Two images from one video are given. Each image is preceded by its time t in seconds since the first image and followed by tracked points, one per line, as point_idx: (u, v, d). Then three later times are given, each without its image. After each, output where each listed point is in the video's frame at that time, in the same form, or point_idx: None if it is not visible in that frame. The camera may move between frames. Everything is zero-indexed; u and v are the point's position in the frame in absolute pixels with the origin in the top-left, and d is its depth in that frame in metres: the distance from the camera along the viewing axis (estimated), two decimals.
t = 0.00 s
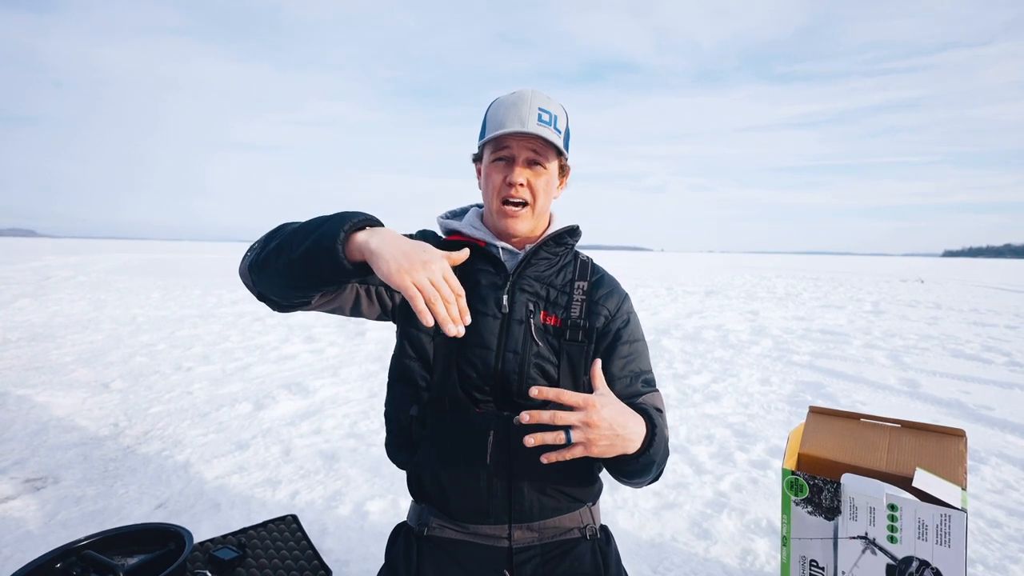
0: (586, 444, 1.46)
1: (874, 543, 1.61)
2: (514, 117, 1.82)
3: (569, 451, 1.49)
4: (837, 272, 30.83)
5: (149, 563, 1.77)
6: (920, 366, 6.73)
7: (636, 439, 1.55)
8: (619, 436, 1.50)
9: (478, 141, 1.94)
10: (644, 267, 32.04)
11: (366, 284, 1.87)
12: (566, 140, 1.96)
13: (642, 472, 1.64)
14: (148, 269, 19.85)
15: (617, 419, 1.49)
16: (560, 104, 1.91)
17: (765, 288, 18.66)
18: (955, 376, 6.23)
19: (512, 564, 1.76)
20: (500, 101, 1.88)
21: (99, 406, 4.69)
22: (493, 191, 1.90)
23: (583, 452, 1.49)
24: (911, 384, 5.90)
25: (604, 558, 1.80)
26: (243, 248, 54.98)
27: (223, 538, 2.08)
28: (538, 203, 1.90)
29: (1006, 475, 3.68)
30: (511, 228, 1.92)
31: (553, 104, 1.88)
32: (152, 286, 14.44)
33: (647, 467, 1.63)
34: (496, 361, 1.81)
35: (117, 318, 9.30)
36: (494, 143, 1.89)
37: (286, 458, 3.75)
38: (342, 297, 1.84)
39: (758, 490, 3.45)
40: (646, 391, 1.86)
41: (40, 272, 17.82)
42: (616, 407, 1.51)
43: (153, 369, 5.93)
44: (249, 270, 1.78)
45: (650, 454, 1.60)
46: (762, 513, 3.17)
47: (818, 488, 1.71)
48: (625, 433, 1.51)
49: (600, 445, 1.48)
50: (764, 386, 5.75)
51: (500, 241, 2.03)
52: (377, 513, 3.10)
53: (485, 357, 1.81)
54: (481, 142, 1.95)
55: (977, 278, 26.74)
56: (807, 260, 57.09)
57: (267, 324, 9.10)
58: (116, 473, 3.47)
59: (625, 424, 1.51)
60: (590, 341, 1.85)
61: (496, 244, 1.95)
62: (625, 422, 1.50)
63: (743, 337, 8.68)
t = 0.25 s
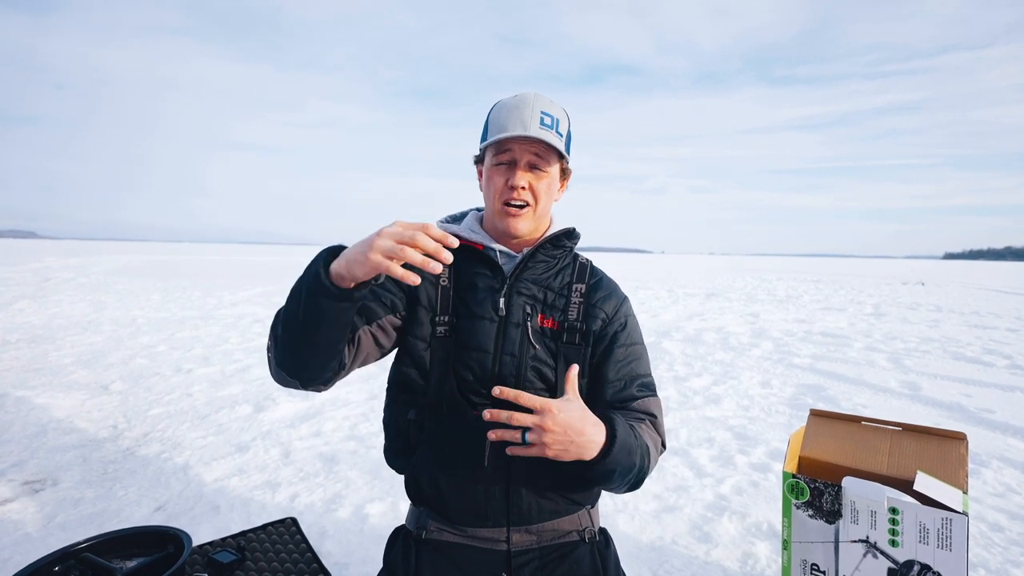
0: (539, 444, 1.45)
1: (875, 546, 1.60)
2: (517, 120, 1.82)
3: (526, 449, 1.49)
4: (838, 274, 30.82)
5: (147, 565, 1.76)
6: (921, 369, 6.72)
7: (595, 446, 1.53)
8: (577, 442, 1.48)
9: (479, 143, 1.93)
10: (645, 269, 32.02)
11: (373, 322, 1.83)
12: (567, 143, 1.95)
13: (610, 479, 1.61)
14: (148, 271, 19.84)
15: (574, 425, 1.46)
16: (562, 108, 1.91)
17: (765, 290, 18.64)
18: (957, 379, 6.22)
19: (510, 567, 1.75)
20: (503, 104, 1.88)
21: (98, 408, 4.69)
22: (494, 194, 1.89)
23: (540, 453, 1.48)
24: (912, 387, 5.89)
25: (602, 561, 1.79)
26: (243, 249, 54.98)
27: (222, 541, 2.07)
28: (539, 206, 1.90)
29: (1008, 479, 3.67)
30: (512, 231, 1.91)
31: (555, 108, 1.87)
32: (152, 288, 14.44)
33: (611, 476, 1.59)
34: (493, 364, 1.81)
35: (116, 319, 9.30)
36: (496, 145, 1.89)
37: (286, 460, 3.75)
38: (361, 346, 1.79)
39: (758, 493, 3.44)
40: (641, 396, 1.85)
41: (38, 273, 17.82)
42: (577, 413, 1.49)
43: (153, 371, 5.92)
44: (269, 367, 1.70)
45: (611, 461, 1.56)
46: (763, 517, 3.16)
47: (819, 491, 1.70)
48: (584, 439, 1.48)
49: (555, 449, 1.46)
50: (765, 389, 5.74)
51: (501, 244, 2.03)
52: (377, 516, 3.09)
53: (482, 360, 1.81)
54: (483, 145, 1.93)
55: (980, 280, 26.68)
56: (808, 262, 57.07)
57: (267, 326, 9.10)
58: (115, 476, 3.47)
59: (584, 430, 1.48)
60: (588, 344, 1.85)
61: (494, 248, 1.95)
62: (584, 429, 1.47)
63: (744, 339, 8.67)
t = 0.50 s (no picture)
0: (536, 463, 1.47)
1: (874, 546, 1.61)
2: (509, 121, 1.82)
3: (524, 466, 1.51)
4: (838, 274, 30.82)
5: (147, 564, 1.76)
6: (921, 369, 6.71)
7: (594, 459, 1.53)
8: (574, 457, 1.49)
9: (472, 143, 1.93)
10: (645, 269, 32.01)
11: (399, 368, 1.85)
12: (560, 142, 1.96)
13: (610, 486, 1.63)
14: (148, 271, 19.85)
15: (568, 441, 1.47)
16: (554, 107, 1.91)
17: (765, 291, 18.63)
18: (956, 380, 6.22)
19: (511, 567, 1.76)
20: (495, 104, 1.87)
21: (98, 408, 4.69)
22: (487, 195, 1.90)
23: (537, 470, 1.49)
24: (912, 387, 5.89)
25: (603, 559, 1.79)
26: (243, 249, 54.95)
27: (223, 541, 2.08)
28: (532, 206, 1.90)
29: (1007, 479, 3.67)
30: (506, 232, 1.92)
31: (547, 107, 1.87)
32: (151, 288, 14.44)
33: (610, 485, 1.61)
34: (492, 367, 1.81)
35: (116, 319, 9.30)
36: (488, 146, 1.89)
37: (286, 460, 3.75)
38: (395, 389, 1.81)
39: (758, 493, 3.44)
40: (643, 393, 1.84)
41: (37, 273, 17.82)
42: (573, 427, 1.49)
43: (152, 371, 5.93)
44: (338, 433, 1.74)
45: (609, 473, 1.58)
46: (762, 516, 3.16)
47: (818, 491, 1.71)
48: (581, 453, 1.49)
49: (553, 465, 1.47)
50: (765, 389, 5.75)
51: (495, 244, 2.03)
52: (377, 515, 3.09)
53: (481, 363, 1.81)
54: (475, 145, 1.94)
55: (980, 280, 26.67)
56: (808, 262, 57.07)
57: (266, 326, 9.11)
58: (116, 475, 3.47)
59: (580, 445, 1.49)
60: (586, 344, 1.85)
61: (489, 251, 1.95)
62: (580, 444, 1.48)
63: (744, 339, 8.67)
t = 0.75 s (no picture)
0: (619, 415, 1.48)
1: (874, 546, 1.61)
2: (499, 125, 1.81)
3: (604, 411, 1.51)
4: (838, 274, 30.81)
5: (148, 564, 1.77)
6: (921, 369, 6.71)
7: (666, 437, 1.57)
8: (653, 428, 1.52)
9: (463, 149, 1.93)
10: (644, 269, 31.99)
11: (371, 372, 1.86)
12: (552, 143, 1.94)
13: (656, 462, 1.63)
14: (147, 270, 19.85)
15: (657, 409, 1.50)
16: (545, 107, 1.90)
17: (765, 291, 18.61)
18: (956, 380, 6.22)
19: (511, 566, 1.76)
20: (485, 107, 1.87)
21: (98, 407, 4.69)
22: (480, 201, 1.90)
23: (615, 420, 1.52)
24: (912, 387, 5.89)
25: (603, 558, 1.80)
26: (243, 249, 54.93)
27: (223, 539, 2.08)
28: (526, 209, 1.90)
29: (1007, 478, 3.67)
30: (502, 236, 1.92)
31: (538, 108, 1.86)
32: (150, 287, 14.42)
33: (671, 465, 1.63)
34: (490, 368, 1.81)
35: (115, 319, 9.30)
36: (479, 151, 1.89)
37: (286, 459, 3.75)
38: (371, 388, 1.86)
39: (758, 493, 3.44)
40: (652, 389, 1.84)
41: (35, 273, 17.79)
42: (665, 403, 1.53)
43: (152, 370, 5.93)
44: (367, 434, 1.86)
45: (676, 454, 1.61)
46: (762, 516, 3.16)
47: (818, 491, 1.71)
48: (662, 427, 1.54)
49: (634, 423, 1.50)
50: (765, 389, 5.75)
51: (491, 247, 2.03)
52: (377, 515, 3.10)
53: (479, 364, 1.81)
54: (466, 151, 1.94)
55: (981, 280, 26.65)
56: (808, 262, 57.08)
57: (266, 326, 9.10)
58: (116, 474, 3.47)
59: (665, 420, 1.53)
60: (586, 343, 1.85)
61: (486, 253, 1.95)
62: (665, 421, 1.52)
63: (744, 339, 8.68)
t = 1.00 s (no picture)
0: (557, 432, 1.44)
1: (873, 545, 1.61)
2: (491, 120, 1.81)
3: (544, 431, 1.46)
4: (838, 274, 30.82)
5: (146, 564, 1.77)
6: (920, 369, 6.72)
7: (612, 446, 1.52)
8: (594, 439, 1.46)
9: (458, 145, 1.93)
10: (644, 268, 31.98)
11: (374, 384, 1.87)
12: (547, 139, 1.94)
13: (623, 476, 1.63)
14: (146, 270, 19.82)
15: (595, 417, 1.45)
16: (539, 103, 1.90)
17: (765, 290, 18.62)
18: (956, 379, 6.22)
19: (510, 566, 1.77)
20: (478, 104, 1.88)
21: (96, 407, 4.69)
22: (474, 197, 1.90)
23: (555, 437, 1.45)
24: (911, 387, 5.90)
25: (602, 557, 1.80)
26: (242, 249, 54.89)
27: (222, 539, 2.08)
28: (521, 206, 1.89)
29: (1005, 478, 3.67)
30: (496, 232, 1.91)
31: (531, 103, 1.86)
32: (149, 286, 14.40)
33: (628, 472, 1.62)
34: (489, 368, 1.81)
35: (114, 318, 9.29)
36: (473, 147, 1.89)
37: (285, 459, 3.75)
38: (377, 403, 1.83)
39: (757, 492, 3.44)
40: (642, 392, 1.86)
41: (33, 272, 17.75)
42: (605, 410, 1.48)
43: (151, 370, 5.92)
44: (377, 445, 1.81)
45: (630, 458, 1.59)
46: (761, 515, 3.16)
47: (818, 490, 1.71)
48: (604, 437, 1.48)
49: (574, 437, 1.45)
50: (764, 389, 5.75)
51: (488, 244, 2.03)
52: (376, 514, 3.10)
53: (478, 364, 1.81)
54: (462, 147, 1.94)
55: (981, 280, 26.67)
56: (808, 262, 57.10)
57: (264, 325, 9.10)
58: (115, 474, 3.47)
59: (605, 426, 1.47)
60: (583, 343, 1.85)
61: (483, 252, 1.94)
62: (606, 428, 1.46)
63: (744, 339, 8.68)
